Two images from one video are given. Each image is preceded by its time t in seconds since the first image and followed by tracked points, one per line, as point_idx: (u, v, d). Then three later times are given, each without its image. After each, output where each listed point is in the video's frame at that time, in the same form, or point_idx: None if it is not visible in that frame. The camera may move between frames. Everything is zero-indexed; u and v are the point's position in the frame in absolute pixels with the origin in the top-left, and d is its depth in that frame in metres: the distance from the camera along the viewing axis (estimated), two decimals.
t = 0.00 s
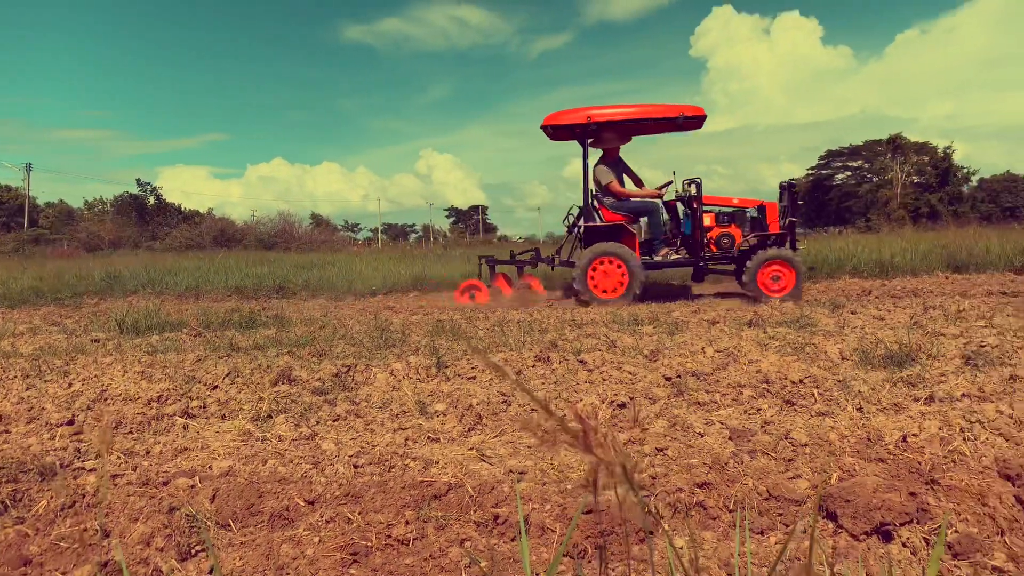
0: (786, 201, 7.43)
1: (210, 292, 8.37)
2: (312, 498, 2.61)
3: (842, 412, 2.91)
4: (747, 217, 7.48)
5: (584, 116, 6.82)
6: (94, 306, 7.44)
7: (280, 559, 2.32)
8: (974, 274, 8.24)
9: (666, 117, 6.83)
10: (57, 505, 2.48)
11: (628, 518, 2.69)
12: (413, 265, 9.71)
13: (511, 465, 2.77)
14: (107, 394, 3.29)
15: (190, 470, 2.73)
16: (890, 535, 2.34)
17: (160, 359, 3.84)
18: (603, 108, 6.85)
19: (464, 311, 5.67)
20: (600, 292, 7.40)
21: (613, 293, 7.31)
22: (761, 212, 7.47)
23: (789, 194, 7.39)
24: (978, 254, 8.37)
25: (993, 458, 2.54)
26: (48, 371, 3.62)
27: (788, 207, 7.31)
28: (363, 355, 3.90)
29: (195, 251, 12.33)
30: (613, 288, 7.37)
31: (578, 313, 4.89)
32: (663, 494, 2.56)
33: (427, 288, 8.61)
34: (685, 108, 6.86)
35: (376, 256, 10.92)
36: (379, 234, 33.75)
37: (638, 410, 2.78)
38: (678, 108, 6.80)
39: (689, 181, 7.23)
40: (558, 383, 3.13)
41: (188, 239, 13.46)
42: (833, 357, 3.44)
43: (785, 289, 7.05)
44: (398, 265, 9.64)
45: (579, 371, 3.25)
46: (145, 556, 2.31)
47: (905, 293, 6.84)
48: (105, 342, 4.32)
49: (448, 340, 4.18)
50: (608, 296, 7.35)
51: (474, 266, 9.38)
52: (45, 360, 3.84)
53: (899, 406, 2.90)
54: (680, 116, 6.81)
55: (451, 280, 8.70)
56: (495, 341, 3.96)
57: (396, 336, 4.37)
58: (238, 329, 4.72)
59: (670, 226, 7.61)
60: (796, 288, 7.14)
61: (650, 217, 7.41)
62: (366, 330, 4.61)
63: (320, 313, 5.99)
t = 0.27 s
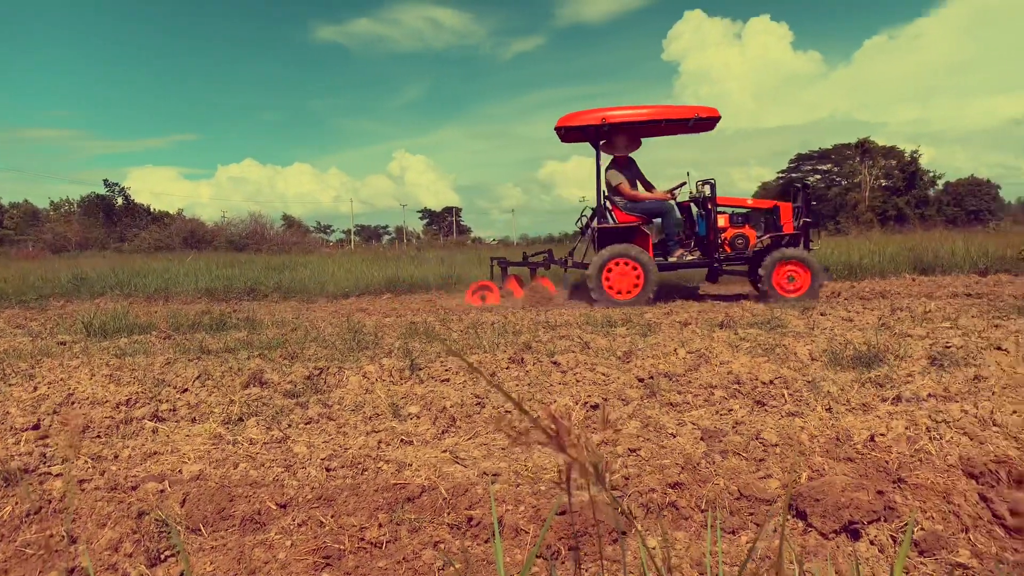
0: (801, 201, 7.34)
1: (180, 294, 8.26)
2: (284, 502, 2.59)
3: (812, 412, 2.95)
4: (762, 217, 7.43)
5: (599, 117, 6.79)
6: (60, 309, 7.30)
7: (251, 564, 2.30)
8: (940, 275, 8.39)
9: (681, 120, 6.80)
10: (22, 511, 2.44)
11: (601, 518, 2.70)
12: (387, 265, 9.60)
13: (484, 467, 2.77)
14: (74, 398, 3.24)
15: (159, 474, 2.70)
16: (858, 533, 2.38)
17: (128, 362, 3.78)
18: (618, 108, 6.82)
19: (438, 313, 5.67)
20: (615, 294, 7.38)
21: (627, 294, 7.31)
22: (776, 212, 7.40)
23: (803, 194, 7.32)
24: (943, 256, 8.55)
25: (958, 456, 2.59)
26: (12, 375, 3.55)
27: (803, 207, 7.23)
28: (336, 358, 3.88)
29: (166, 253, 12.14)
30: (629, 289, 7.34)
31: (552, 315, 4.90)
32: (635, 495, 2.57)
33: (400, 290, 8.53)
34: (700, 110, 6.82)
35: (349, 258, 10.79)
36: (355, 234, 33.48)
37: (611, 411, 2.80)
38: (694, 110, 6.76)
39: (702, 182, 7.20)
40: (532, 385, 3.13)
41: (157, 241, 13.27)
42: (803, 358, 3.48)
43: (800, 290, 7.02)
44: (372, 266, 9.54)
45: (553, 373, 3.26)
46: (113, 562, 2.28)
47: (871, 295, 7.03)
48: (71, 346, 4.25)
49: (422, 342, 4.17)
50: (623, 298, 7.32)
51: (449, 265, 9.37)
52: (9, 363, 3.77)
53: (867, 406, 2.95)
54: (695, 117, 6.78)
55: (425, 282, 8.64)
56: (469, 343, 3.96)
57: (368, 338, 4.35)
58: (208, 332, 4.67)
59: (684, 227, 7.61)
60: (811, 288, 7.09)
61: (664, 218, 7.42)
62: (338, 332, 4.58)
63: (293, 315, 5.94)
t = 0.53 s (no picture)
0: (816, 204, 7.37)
1: (149, 296, 8.14)
2: (255, 505, 2.58)
3: (781, 412, 2.99)
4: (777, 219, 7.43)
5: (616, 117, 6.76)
6: (25, 312, 7.15)
7: (222, 568, 2.29)
8: (906, 276, 8.59)
9: (698, 121, 6.79)
10: None
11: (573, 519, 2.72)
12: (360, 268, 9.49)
13: (458, 469, 2.77)
14: (40, 402, 3.19)
15: (128, 478, 2.67)
16: (827, 531, 2.42)
17: (96, 366, 3.73)
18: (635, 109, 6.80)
19: (412, 315, 5.66)
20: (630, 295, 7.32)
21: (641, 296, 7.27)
22: (791, 215, 7.45)
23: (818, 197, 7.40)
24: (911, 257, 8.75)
25: (923, 454, 2.64)
26: None
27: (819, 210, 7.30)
28: (308, 360, 3.85)
29: (135, 256, 11.95)
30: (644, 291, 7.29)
31: (526, 316, 4.91)
32: (608, 495, 2.59)
33: (373, 293, 8.47)
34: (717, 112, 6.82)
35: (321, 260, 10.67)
36: (327, 235, 33.08)
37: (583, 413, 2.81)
38: (711, 111, 6.76)
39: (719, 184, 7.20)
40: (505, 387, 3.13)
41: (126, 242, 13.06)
42: (773, 359, 3.53)
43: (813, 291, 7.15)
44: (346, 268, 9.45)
45: (527, 374, 3.27)
46: (80, 568, 2.25)
47: (838, 295, 7.26)
48: (35, 349, 4.17)
49: (395, 344, 4.17)
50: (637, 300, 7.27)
51: (423, 267, 9.33)
52: None
53: (835, 406, 2.99)
54: (711, 119, 6.78)
55: (399, 284, 8.58)
56: (442, 345, 3.95)
57: (341, 340, 4.33)
58: (177, 335, 4.61)
59: (699, 228, 7.60)
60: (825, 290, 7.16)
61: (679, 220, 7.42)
62: (310, 335, 4.55)
63: (265, 318, 5.89)
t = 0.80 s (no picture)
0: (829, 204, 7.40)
1: (116, 299, 8.04)
2: (226, 510, 2.56)
3: (751, 412, 3.03)
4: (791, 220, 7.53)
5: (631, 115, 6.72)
6: None
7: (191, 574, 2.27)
8: (873, 277, 8.94)
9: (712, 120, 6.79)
10: None
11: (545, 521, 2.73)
12: (333, 270, 9.41)
13: (431, 472, 2.77)
14: (4, 407, 3.13)
15: (95, 484, 2.63)
16: (795, 530, 2.46)
17: (62, 370, 3.67)
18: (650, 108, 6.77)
19: (385, 317, 5.66)
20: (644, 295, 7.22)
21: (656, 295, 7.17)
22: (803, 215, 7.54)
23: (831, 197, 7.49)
24: (879, 259, 9.09)
25: (890, 452, 2.69)
26: None
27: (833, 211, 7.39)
28: (279, 363, 3.83)
29: (104, 258, 11.75)
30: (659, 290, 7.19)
31: (500, 318, 4.92)
32: (581, 496, 2.60)
33: (345, 295, 8.40)
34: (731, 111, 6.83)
35: (293, 262, 10.55)
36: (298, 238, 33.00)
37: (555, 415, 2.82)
38: (724, 110, 6.77)
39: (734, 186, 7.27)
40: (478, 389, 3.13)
41: (93, 244, 12.88)
42: (744, 360, 3.58)
43: (827, 291, 7.25)
44: (318, 270, 9.35)
45: (500, 376, 3.28)
46: None
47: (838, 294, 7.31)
48: None
49: (368, 347, 4.15)
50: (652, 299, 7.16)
51: (396, 270, 9.25)
52: None
53: (804, 406, 3.04)
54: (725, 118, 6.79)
55: (372, 286, 8.51)
56: (416, 347, 3.95)
57: (313, 343, 4.31)
58: (146, 338, 4.55)
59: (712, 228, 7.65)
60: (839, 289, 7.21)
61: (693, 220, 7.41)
62: (282, 337, 4.52)
63: (237, 320, 5.83)
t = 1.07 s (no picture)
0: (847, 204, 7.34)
1: (86, 301, 7.95)
2: (199, 514, 2.53)
3: (726, 412, 3.06)
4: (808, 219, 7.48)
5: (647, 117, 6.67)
6: None
7: None
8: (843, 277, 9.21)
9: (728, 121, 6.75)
10: None
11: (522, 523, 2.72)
12: (309, 271, 9.34)
13: (407, 474, 2.76)
14: None
15: (64, 488, 2.59)
16: (769, 529, 2.47)
17: (30, 372, 3.61)
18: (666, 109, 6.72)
19: (361, 318, 5.63)
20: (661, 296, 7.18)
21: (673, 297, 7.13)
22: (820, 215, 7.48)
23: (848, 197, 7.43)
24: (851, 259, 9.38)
25: (862, 452, 2.72)
26: None
27: (851, 211, 7.34)
28: (253, 365, 3.79)
29: (75, 258, 11.56)
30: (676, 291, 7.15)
31: (476, 320, 4.91)
32: (557, 497, 2.60)
33: (320, 297, 8.34)
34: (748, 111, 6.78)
35: (268, 263, 10.45)
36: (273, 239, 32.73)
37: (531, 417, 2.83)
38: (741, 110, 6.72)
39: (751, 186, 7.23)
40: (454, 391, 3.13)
41: (63, 244, 12.66)
42: (718, 361, 3.60)
43: (846, 292, 7.17)
44: (294, 272, 9.26)
45: (476, 378, 3.27)
46: None
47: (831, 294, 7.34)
48: None
49: (343, 348, 4.13)
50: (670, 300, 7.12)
51: (372, 271, 9.20)
52: None
53: (777, 406, 3.07)
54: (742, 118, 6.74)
55: (348, 287, 8.46)
56: (391, 349, 3.93)
57: (288, 345, 4.27)
58: (116, 339, 4.49)
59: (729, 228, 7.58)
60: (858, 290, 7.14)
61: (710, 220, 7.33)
62: (256, 339, 4.48)
63: (210, 322, 5.77)
